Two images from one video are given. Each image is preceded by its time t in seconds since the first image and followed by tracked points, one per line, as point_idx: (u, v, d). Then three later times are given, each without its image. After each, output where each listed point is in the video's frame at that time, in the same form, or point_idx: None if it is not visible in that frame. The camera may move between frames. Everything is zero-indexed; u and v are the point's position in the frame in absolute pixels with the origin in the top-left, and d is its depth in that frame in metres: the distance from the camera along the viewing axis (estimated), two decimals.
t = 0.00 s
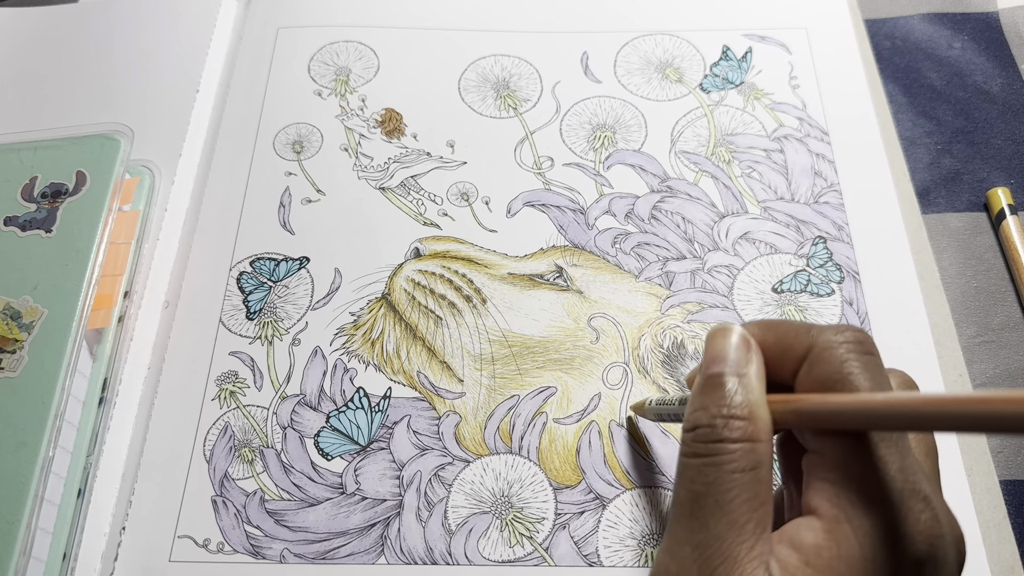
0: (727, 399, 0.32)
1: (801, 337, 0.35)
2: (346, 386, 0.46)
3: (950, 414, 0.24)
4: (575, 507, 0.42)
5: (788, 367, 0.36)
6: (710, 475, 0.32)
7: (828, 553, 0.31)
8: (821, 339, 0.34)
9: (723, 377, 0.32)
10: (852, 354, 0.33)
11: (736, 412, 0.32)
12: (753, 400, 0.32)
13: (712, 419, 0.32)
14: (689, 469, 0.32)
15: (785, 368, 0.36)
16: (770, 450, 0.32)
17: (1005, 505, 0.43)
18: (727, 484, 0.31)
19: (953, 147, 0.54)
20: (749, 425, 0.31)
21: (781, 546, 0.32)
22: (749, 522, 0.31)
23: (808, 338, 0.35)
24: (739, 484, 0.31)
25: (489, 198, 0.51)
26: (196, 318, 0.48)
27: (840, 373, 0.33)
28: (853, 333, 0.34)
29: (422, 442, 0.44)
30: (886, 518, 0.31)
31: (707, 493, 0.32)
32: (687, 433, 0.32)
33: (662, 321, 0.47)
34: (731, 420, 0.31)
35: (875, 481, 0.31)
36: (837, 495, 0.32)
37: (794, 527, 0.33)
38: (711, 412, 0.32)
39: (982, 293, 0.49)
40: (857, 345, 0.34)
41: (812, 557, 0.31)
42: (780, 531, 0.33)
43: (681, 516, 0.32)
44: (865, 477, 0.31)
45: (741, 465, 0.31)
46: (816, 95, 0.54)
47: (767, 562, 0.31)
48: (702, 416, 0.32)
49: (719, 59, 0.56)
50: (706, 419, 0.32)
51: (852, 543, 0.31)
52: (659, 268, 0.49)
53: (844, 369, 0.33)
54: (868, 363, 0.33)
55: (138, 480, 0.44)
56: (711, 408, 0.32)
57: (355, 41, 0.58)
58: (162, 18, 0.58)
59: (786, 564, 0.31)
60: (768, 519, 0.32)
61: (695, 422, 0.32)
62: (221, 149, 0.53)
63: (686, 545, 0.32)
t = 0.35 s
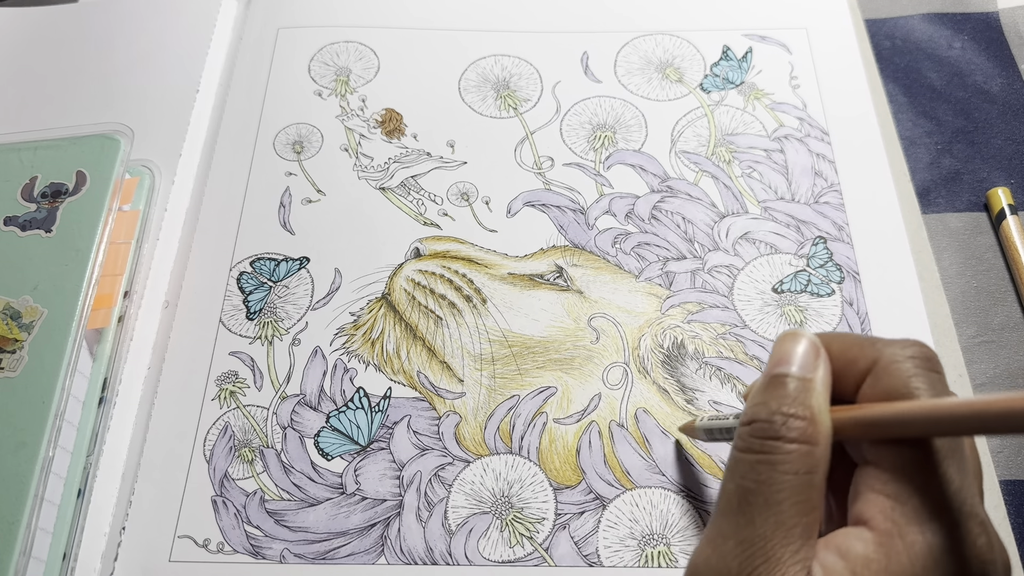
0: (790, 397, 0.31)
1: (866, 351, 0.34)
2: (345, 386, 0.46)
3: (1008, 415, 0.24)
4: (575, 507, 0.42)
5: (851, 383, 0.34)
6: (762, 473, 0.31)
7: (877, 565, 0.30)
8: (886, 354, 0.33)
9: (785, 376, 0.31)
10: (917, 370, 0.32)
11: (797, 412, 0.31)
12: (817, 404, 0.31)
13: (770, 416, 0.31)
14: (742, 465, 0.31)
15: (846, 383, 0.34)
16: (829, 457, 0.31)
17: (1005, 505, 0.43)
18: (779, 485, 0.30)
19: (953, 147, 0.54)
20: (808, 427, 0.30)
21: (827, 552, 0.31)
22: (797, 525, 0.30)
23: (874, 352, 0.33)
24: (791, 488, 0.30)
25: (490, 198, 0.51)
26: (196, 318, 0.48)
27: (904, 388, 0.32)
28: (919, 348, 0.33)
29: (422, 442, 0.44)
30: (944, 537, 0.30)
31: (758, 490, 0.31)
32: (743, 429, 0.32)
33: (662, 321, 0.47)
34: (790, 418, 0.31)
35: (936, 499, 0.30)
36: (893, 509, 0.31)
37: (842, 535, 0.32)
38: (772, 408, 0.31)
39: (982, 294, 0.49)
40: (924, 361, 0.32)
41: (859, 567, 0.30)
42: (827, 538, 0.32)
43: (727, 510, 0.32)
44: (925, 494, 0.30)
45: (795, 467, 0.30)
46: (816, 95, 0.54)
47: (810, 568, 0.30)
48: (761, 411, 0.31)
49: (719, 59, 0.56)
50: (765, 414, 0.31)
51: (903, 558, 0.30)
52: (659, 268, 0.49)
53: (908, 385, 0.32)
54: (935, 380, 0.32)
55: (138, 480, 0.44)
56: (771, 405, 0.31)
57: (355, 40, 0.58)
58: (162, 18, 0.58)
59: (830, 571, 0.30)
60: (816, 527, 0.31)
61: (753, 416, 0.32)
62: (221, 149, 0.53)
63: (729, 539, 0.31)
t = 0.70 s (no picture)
0: (737, 391, 0.31)
1: (822, 334, 0.33)
2: (345, 386, 0.46)
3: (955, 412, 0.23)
4: (575, 507, 0.42)
5: (809, 365, 0.34)
6: (716, 464, 0.31)
7: (830, 549, 0.30)
8: (840, 337, 0.32)
9: (736, 369, 0.31)
10: (870, 353, 0.31)
11: (745, 404, 0.31)
12: (765, 393, 0.30)
13: (722, 409, 0.31)
14: (697, 457, 0.32)
15: (805, 365, 0.34)
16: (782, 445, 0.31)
17: (1005, 505, 0.43)
18: (732, 473, 0.30)
19: (953, 147, 0.54)
20: (759, 418, 0.30)
21: (785, 540, 0.31)
22: (751, 512, 0.30)
23: (828, 335, 0.32)
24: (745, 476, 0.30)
25: (489, 198, 0.51)
26: (195, 318, 0.48)
27: (855, 373, 0.31)
28: (874, 330, 0.32)
29: (422, 442, 0.44)
30: (890, 517, 0.29)
31: (713, 480, 0.31)
32: (699, 424, 0.32)
33: (662, 321, 0.47)
34: (740, 411, 0.31)
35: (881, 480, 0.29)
36: (847, 492, 0.30)
37: (800, 522, 0.31)
38: (721, 404, 0.31)
39: (982, 294, 0.49)
40: (877, 343, 0.31)
41: (813, 552, 0.30)
42: (787, 524, 0.32)
43: (686, 501, 0.32)
44: (875, 475, 0.29)
45: (746, 455, 0.30)
46: (816, 95, 0.54)
47: (768, 554, 0.30)
48: (713, 408, 0.31)
49: (719, 59, 0.56)
50: (717, 409, 0.31)
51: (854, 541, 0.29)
52: (659, 267, 0.49)
53: (859, 368, 0.31)
54: (886, 362, 0.31)
55: (138, 480, 0.44)
56: (720, 400, 0.31)
57: (355, 40, 0.58)
58: (162, 18, 0.58)
59: (788, 559, 0.30)
60: (773, 511, 0.31)
61: (706, 413, 0.32)
62: (221, 149, 0.53)
63: (687, 529, 0.31)
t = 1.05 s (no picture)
0: (731, 391, 0.31)
1: (815, 336, 0.33)
2: (345, 386, 0.46)
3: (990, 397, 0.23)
4: (575, 507, 0.42)
5: (802, 367, 0.34)
6: (713, 466, 0.31)
7: (830, 551, 0.30)
8: (834, 338, 0.33)
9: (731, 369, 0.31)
10: (865, 353, 0.32)
11: (740, 404, 0.31)
12: (760, 394, 0.31)
13: (717, 410, 0.31)
14: (692, 459, 0.31)
15: (797, 368, 0.34)
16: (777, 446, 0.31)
17: (1005, 505, 0.43)
18: (728, 475, 0.30)
19: (953, 147, 0.54)
20: (755, 419, 0.30)
21: (783, 542, 0.31)
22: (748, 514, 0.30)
23: (821, 336, 0.33)
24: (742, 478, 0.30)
25: (489, 198, 0.51)
26: (195, 318, 0.48)
27: (849, 373, 0.32)
28: (867, 331, 0.32)
29: (422, 442, 0.44)
30: (889, 518, 0.29)
31: (709, 482, 0.31)
32: (693, 426, 0.32)
33: (662, 321, 0.47)
34: (736, 412, 0.31)
35: (878, 480, 0.30)
36: (845, 494, 0.31)
37: (798, 523, 0.32)
38: (717, 405, 0.31)
39: (982, 293, 0.49)
40: (871, 344, 0.32)
41: (813, 554, 0.30)
42: (785, 527, 0.32)
43: (682, 505, 0.32)
44: (875, 476, 0.30)
45: (744, 456, 0.30)
46: (816, 95, 0.54)
47: (765, 557, 0.30)
48: (708, 410, 0.31)
49: (719, 59, 0.56)
50: (712, 410, 0.31)
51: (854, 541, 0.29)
52: (659, 267, 0.49)
53: (855, 368, 0.32)
54: (880, 363, 0.32)
55: (138, 480, 0.44)
56: (716, 401, 0.31)
57: (355, 40, 0.58)
58: (162, 18, 0.58)
59: (786, 561, 0.30)
60: (770, 514, 0.31)
61: (701, 414, 0.32)
62: (221, 149, 0.53)
63: (684, 532, 0.31)
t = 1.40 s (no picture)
0: (700, 392, 0.33)
1: (784, 326, 0.35)
2: (345, 386, 0.46)
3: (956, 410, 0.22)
4: (575, 507, 0.42)
5: (773, 357, 0.36)
6: (686, 463, 0.34)
7: (802, 542, 0.32)
8: (803, 330, 0.34)
9: (699, 371, 0.34)
10: (834, 344, 0.33)
11: (710, 404, 0.33)
12: (727, 392, 0.33)
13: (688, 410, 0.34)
14: (667, 458, 0.34)
15: (769, 356, 0.36)
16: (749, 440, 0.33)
17: (1005, 505, 0.43)
18: (703, 472, 0.33)
19: (953, 146, 0.54)
20: (724, 417, 0.33)
21: (759, 536, 0.33)
22: (721, 507, 0.33)
23: (790, 327, 0.35)
24: (716, 474, 0.33)
25: (489, 198, 0.51)
26: (196, 318, 0.48)
27: (818, 364, 0.33)
28: (837, 322, 0.34)
29: (422, 442, 0.44)
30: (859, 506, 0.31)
31: (682, 479, 0.34)
32: (668, 424, 0.35)
33: (662, 321, 0.47)
34: (706, 412, 0.33)
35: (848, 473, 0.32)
36: (812, 485, 0.33)
37: (773, 518, 0.34)
38: (687, 404, 0.34)
39: (982, 294, 0.49)
40: (840, 335, 0.34)
41: (787, 547, 0.33)
42: (760, 521, 0.34)
43: (660, 502, 0.35)
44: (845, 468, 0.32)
45: (715, 451, 0.33)
46: (816, 95, 0.54)
47: (741, 548, 0.33)
48: (680, 411, 0.34)
49: (719, 59, 0.56)
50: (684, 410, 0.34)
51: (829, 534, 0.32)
52: (659, 267, 0.49)
53: (824, 359, 0.33)
54: (847, 352, 0.33)
55: (138, 480, 0.44)
56: (686, 402, 0.34)
57: (355, 40, 0.58)
58: (162, 18, 0.58)
59: (763, 554, 0.33)
60: (742, 506, 0.33)
61: (675, 415, 0.34)
62: (221, 149, 0.53)
63: (664, 529, 0.34)
